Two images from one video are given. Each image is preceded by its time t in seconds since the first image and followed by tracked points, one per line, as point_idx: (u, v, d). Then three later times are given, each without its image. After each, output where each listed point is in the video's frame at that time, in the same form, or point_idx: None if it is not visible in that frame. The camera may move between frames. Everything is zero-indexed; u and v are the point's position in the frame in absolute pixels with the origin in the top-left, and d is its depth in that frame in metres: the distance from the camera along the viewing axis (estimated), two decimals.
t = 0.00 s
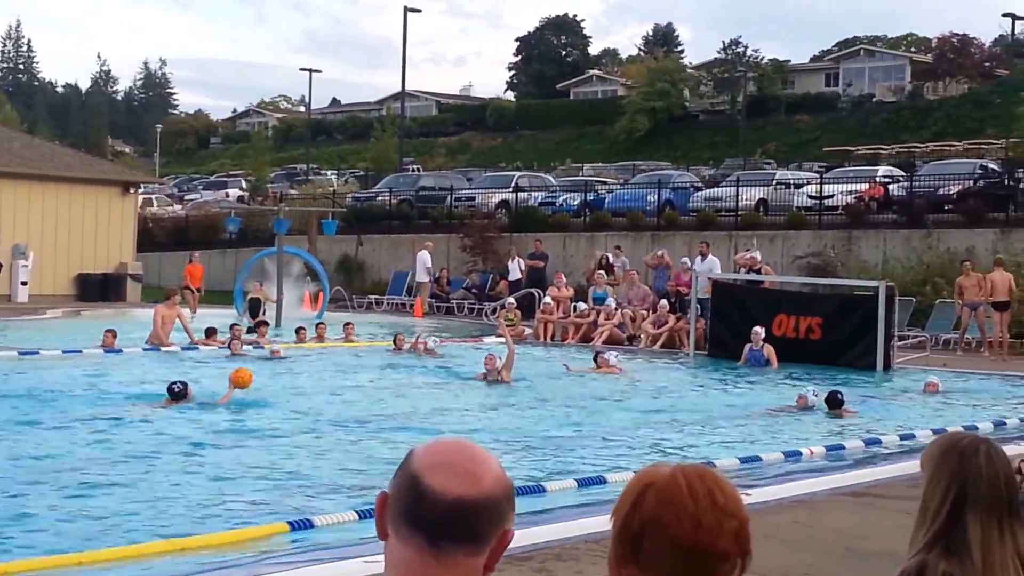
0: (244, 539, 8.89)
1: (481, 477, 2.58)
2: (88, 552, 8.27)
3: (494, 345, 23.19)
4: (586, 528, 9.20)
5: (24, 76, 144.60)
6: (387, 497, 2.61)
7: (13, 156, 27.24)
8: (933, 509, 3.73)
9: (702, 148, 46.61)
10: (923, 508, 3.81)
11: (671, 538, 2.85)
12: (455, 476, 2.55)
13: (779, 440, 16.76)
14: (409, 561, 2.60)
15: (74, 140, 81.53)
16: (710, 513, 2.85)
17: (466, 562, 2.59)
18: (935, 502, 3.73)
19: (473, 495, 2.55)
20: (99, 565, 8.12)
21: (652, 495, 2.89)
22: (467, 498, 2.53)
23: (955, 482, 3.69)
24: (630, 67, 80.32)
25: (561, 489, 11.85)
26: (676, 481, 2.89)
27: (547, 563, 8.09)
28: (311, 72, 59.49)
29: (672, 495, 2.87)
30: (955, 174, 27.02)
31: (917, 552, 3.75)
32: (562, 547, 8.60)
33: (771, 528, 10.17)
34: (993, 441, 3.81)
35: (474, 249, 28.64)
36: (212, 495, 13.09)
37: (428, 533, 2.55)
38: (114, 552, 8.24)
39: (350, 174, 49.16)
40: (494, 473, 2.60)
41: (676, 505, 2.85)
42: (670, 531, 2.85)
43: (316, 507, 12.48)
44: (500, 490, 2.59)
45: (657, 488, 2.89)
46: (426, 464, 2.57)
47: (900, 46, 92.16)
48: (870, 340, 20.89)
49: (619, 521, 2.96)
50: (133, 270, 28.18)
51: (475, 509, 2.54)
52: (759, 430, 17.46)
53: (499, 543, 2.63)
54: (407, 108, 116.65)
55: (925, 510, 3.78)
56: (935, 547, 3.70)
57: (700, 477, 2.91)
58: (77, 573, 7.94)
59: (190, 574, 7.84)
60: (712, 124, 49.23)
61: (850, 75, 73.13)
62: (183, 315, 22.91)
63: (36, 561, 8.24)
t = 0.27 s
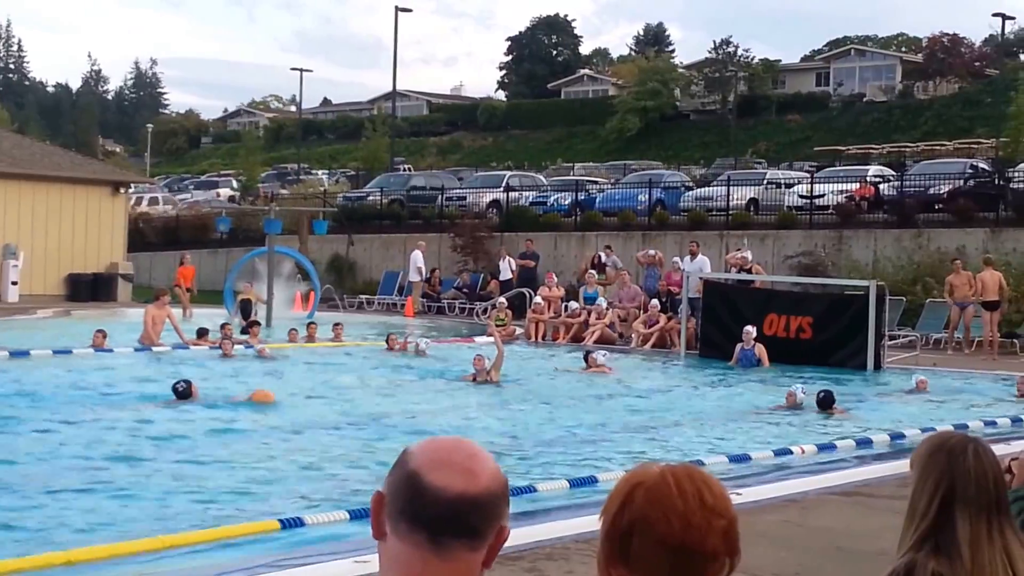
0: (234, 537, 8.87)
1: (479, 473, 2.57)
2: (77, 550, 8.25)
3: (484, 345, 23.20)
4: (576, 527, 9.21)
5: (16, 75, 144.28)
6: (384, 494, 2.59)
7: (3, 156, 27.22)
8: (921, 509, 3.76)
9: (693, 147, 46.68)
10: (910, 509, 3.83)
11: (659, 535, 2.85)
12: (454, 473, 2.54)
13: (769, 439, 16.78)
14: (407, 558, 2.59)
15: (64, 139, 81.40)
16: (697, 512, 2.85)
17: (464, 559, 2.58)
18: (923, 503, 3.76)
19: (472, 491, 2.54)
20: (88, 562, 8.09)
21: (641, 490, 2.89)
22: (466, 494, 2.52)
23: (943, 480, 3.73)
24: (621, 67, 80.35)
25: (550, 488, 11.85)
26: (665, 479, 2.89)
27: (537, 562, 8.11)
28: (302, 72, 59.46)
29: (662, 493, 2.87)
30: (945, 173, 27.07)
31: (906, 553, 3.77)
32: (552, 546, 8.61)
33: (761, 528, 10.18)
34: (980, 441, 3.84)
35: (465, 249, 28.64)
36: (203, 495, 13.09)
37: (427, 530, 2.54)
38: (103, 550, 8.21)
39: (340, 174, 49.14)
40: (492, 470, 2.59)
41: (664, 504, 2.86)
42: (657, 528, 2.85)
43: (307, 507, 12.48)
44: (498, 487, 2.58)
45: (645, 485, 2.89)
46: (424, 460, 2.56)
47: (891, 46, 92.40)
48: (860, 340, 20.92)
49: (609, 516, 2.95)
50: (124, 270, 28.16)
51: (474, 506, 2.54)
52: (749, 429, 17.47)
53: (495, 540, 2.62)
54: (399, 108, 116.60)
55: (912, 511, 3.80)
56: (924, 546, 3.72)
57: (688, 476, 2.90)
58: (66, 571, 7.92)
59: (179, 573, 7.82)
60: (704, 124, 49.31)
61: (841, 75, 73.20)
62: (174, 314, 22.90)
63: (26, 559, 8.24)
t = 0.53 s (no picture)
0: (225, 538, 8.88)
1: (482, 484, 2.57)
2: (69, 553, 8.26)
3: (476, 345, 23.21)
4: (566, 527, 9.23)
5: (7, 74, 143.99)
6: (385, 499, 2.59)
7: None
8: (913, 505, 3.74)
9: (684, 146, 46.72)
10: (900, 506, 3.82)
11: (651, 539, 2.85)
12: (458, 483, 2.54)
13: (761, 438, 16.81)
14: (405, 564, 2.59)
15: (55, 139, 81.23)
16: (684, 516, 2.85)
17: (463, 569, 2.59)
18: (912, 501, 3.75)
19: (476, 502, 2.54)
20: (80, 567, 8.10)
21: (632, 490, 2.89)
22: (469, 505, 2.52)
23: (934, 481, 3.70)
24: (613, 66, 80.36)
25: (542, 488, 11.86)
26: (656, 479, 2.89)
27: (527, 562, 8.11)
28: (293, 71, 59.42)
29: (653, 494, 2.86)
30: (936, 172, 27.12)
31: (896, 551, 3.76)
32: (543, 546, 8.63)
33: (752, 527, 10.21)
34: (969, 438, 3.83)
35: (456, 248, 28.66)
36: (194, 495, 13.09)
37: (429, 538, 2.54)
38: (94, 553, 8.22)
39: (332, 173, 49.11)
40: (495, 479, 2.59)
41: (655, 504, 2.85)
42: (650, 530, 2.85)
43: (299, 507, 12.49)
44: (500, 497, 2.59)
45: (637, 485, 2.89)
46: (426, 468, 2.56)
47: (882, 45, 92.41)
48: (851, 339, 20.94)
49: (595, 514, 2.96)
50: (116, 269, 28.17)
51: (477, 516, 2.54)
52: (741, 429, 17.51)
53: (495, 552, 2.63)
54: (391, 108, 116.54)
55: (903, 509, 3.78)
56: (912, 549, 3.71)
57: (679, 478, 2.91)
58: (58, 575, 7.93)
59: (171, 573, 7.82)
60: (695, 123, 49.35)
61: (832, 74, 73.29)
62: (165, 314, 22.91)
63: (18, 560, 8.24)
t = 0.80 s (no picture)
0: (217, 538, 8.89)
1: (450, 489, 2.58)
2: (59, 555, 8.25)
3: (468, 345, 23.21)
4: (557, 527, 9.24)
5: None
6: (351, 506, 2.59)
7: None
8: (904, 503, 3.80)
9: (677, 145, 46.74)
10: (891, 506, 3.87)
11: (641, 538, 2.90)
12: (425, 491, 2.54)
13: (753, 438, 16.83)
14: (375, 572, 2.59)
15: (46, 140, 81.04)
16: (673, 514, 2.90)
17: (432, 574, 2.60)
18: (903, 499, 3.81)
19: (444, 509, 2.55)
20: (70, 569, 8.09)
21: (621, 490, 2.94)
22: (440, 512, 2.53)
23: (925, 479, 3.77)
24: (605, 66, 80.37)
25: (534, 488, 11.87)
26: (647, 479, 2.94)
27: (520, 562, 8.12)
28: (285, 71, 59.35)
29: (646, 491, 2.92)
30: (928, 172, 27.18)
31: (887, 549, 3.81)
32: (535, 545, 8.64)
33: (743, 526, 10.23)
34: (958, 438, 3.90)
35: (448, 248, 28.66)
36: (186, 495, 13.08)
37: (398, 545, 2.54)
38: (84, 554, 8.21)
39: (324, 172, 49.05)
40: (461, 485, 2.60)
41: (647, 504, 2.90)
42: (641, 528, 2.89)
43: (291, 507, 12.49)
44: (467, 502, 2.60)
45: (627, 486, 2.94)
46: (393, 475, 2.55)
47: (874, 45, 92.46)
48: (843, 339, 20.96)
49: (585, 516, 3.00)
50: (107, 270, 28.14)
51: (443, 523, 2.55)
52: (733, 428, 17.54)
53: (462, 554, 2.64)
54: (383, 107, 116.45)
55: (894, 508, 3.84)
56: (904, 547, 3.76)
57: (669, 477, 2.96)
58: None
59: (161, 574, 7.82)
60: (687, 122, 49.37)
61: (823, 74, 73.37)
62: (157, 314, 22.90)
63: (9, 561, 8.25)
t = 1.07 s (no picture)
0: (209, 536, 8.90)
1: (398, 482, 2.59)
2: (50, 551, 8.24)
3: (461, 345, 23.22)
4: (550, 527, 9.25)
5: None
6: (306, 508, 2.61)
7: None
8: (894, 505, 3.90)
9: (670, 145, 46.76)
10: (883, 507, 3.97)
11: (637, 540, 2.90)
12: (373, 485, 2.56)
13: (745, 437, 16.86)
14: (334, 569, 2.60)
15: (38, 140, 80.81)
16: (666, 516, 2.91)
17: (391, 567, 2.59)
18: (895, 500, 3.91)
19: (391, 502, 2.55)
20: (60, 566, 8.09)
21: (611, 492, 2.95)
22: (388, 504, 2.54)
23: (916, 478, 3.88)
24: (597, 66, 80.34)
25: (527, 488, 11.88)
26: (637, 480, 2.95)
27: (513, 562, 8.14)
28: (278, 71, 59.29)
29: (640, 495, 2.92)
30: (919, 172, 27.23)
31: (880, 549, 3.89)
32: (528, 545, 8.65)
33: (735, 526, 10.25)
34: (951, 439, 4.01)
35: (441, 248, 28.68)
36: (178, 495, 13.08)
37: (350, 541, 2.55)
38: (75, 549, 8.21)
39: (316, 172, 49.02)
40: (411, 477, 2.61)
41: (640, 504, 2.91)
42: (638, 531, 2.90)
43: (284, 507, 12.49)
44: (418, 494, 2.60)
45: (619, 487, 2.95)
46: (340, 473, 2.58)
47: (866, 45, 92.57)
48: (835, 338, 20.99)
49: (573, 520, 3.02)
50: (100, 270, 28.11)
51: (393, 516, 2.55)
52: (725, 427, 17.56)
53: (419, 544, 2.64)
54: (375, 106, 116.40)
55: (885, 509, 3.94)
56: (895, 546, 3.85)
57: (659, 477, 2.97)
58: None
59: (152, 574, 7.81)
60: (680, 123, 49.38)
61: (816, 74, 73.39)
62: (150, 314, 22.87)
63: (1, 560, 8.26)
